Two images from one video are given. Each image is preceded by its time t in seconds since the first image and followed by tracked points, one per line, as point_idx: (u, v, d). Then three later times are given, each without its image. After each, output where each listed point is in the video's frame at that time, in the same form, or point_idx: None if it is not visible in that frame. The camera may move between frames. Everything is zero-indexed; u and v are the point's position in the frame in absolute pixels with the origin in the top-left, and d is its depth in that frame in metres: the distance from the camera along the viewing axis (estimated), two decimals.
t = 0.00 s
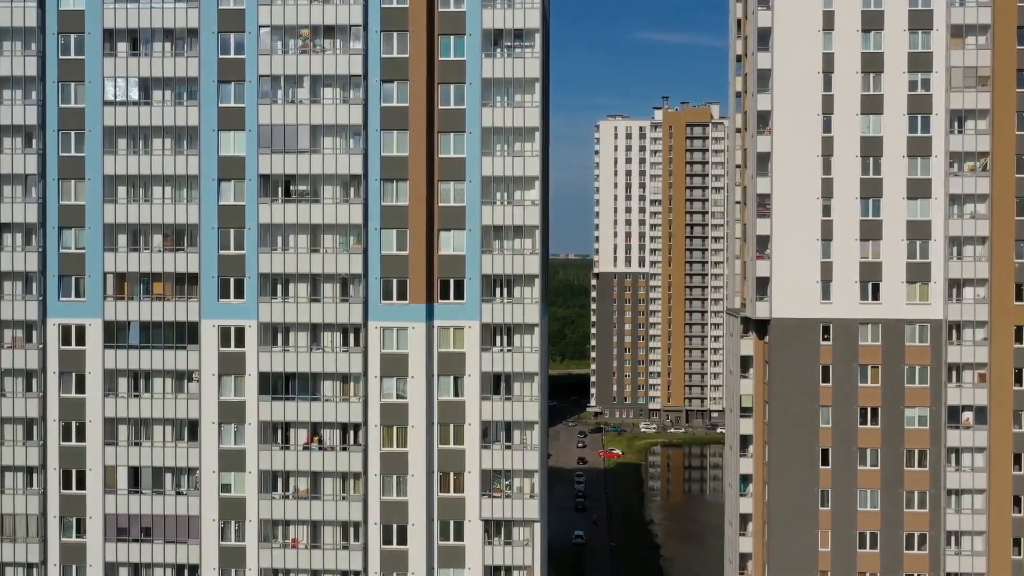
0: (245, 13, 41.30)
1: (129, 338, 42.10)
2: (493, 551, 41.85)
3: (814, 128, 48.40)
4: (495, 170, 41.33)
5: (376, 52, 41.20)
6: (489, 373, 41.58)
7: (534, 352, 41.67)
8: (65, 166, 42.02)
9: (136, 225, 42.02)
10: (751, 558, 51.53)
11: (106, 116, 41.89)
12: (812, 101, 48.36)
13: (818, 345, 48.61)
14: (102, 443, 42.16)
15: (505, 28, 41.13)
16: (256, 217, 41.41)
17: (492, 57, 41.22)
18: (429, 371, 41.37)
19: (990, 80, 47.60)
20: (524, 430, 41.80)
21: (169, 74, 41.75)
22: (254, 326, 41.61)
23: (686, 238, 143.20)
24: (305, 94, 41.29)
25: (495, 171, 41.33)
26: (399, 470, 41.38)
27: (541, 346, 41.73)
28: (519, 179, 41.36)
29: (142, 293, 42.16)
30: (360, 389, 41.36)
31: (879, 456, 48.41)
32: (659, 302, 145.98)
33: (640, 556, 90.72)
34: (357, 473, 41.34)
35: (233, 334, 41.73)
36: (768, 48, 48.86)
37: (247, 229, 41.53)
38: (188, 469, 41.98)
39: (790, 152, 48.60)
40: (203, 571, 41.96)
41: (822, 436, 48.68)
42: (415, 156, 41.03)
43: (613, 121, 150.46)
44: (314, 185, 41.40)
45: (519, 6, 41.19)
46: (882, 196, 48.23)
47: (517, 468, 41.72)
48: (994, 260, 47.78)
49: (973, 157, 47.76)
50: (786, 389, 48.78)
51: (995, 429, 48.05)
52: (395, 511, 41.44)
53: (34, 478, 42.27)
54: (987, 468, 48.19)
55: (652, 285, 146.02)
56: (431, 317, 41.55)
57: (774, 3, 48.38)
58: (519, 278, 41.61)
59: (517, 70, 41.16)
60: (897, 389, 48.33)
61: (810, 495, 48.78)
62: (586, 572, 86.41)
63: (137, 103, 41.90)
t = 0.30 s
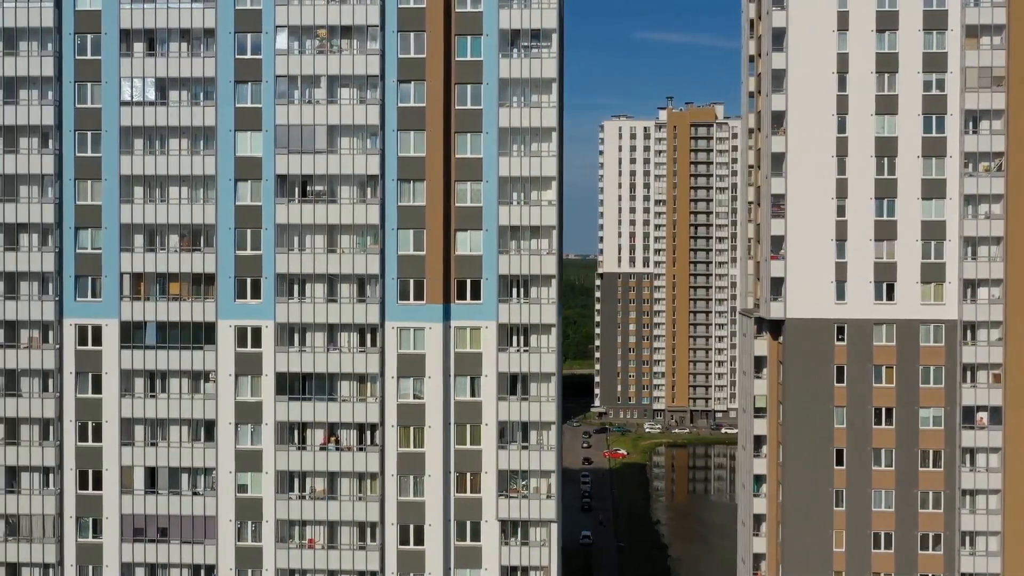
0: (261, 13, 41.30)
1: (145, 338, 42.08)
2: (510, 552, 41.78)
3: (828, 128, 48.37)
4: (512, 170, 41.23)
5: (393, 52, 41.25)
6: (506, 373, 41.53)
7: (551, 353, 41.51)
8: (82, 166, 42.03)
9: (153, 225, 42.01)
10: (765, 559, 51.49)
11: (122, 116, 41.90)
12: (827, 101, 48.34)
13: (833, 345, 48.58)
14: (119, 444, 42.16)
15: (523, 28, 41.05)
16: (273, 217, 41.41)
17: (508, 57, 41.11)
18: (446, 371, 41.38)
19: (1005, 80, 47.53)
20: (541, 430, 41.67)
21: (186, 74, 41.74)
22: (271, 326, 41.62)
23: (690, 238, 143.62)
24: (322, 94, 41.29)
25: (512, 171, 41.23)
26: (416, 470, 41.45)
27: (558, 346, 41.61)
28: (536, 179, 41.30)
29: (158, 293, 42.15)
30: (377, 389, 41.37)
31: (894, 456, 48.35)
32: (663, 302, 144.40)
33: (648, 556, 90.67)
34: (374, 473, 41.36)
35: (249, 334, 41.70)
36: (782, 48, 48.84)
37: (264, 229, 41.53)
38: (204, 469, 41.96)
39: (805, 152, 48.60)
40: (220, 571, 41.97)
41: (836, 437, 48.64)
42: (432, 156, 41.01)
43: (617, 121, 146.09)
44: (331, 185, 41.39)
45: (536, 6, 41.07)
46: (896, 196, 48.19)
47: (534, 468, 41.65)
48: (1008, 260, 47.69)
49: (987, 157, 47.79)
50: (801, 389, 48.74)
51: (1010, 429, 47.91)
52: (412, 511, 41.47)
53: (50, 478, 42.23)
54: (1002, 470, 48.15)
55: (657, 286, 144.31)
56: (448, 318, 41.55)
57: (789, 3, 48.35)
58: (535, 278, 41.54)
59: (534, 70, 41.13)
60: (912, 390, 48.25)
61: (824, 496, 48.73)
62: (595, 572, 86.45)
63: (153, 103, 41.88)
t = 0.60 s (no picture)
0: (278, 13, 41.30)
1: (162, 339, 42.05)
2: (527, 552, 41.80)
3: (843, 128, 48.33)
4: (529, 170, 41.23)
5: (410, 52, 41.27)
6: (522, 374, 41.50)
7: (568, 354, 41.43)
8: (99, 166, 42.04)
9: (169, 226, 41.98)
10: (779, 559, 51.41)
11: (139, 116, 41.87)
12: (841, 102, 48.29)
13: (848, 345, 48.52)
14: (135, 444, 42.16)
15: (539, 28, 41.04)
16: (290, 217, 41.42)
17: (525, 58, 41.10)
18: (462, 372, 41.37)
19: (1019, 80, 47.52)
20: (557, 430, 41.59)
21: (202, 74, 41.72)
22: (287, 326, 41.61)
23: (694, 239, 143.14)
24: (339, 95, 41.28)
25: (528, 172, 41.23)
26: (433, 471, 41.43)
27: (575, 346, 41.46)
28: (553, 180, 41.31)
29: (174, 293, 42.12)
30: (394, 389, 41.33)
31: (908, 457, 48.31)
32: (667, 303, 144.05)
33: (656, 556, 90.74)
34: (391, 474, 41.34)
35: (266, 335, 41.70)
36: (797, 48, 48.81)
37: (281, 229, 41.53)
38: (221, 470, 41.95)
39: (819, 152, 48.55)
40: (237, 571, 41.96)
41: (850, 438, 48.58)
42: (449, 156, 41.01)
43: (621, 121, 145.08)
44: (348, 185, 41.35)
45: (554, 6, 41.05)
46: (911, 196, 48.12)
47: (551, 469, 41.59)
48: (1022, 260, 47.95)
49: (1001, 158, 47.83)
50: (815, 390, 48.67)
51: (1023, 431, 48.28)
52: (429, 511, 41.46)
53: (66, 479, 42.24)
54: (1016, 470, 48.28)
55: (661, 286, 144.01)
56: (465, 318, 41.54)
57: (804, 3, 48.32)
58: (552, 279, 41.49)
59: (551, 71, 41.12)
60: (927, 390, 48.19)
61: (839, 497, 48.71)
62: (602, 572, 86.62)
63: (170, 104, 41.85)
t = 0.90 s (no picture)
0: (295, 14, 41.30)
1: (179, 339, 42.01)
2: (543, 553, 41.73)
3: (857, 129, 48.07)
4: (546, 171, 41.22)
5: (427, 53, 41.29)
6: (539, 375, 41.49)
7: (585, 354, 41.50)
8: (115, 167, 42.06)
9: (185, 226, 41.96)
10: (793, 559, 51.31)
11: (156, 117, 41.87)
12: (856, 102, 48.04)
13: (862, 345, 48.28)
14: (152, 445, 42.13)
15: (556, 29, 41.02)
16: (307, 218, 41.38)
17: (542, 58, 41.10)
18: (479, 372, 41.39)
19: None
20: (573, 431, 41.63)
21: (219, 75, 41.70)
22: (304, 327, 41.60)
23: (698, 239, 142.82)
24: (356, 95, 41.25)
25: (545, 173, 41.23)
26: (449, 472, 41.41)
27: (592, 347, 41.49)
28: (570, 180, 41.29)
29: (191, 293, 42.10)
30: (410, 390, 41.31)
31: (923, 458, 47.97)
32: (671, 303, 144.05)
33: (664, 556, 90.81)
34: (407, 475, 41.30)
35: (283, 335, 41.71)
36: (811, 49, 48.58)
37: (298, 229, 41.51)
38: (237, 471, 41.92)
39: (834, 152, 48.33)
40: (253, 572, 41.92)
41: (865, 438, 48.29)
42: (466, 156, 40.98)
43: (626, 121, 146.38)
44: (365, 186, 41.31)
45: (570, 7, 41.03)
46: (925, 196, 47.78)
47: (568, 470, 41.58)
48: None
49: (1016, 158, 47.36)
50: (830, 390, 48.43)
51: None
52: (446, 512, 41.45)
53: (83, 480, 42.23)
54: None
55: (665, 286, 144.03)
56: (481, 318, 41.53)
57: (818, 3, 48.12)
58: (569, 280, 41.51)
59: (568, 71, 41.10)
60: (941, 390, 47.87)
61: (853, 497, 48.45)
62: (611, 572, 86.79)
63: (187, 104, 41.84)
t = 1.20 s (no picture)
0: (312, 14, 41.30)
1: (195, 340, 42.01)
2: (559, 554, 41.70)
3: (872, 129, 47.82)
4: (563, 171, 41.18)
5: (444, 53, 41.27)
6: (556, 376, 41.46)
7: (602, 355, 41.39)
8: (131, 167, 42.06)
9: (201, 227, 41.94)
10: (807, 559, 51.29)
11: (172, 117, 41.82)
12: (870, 103, 47.77)
13: (876, 346, 48.07)
14: (168, 445, 42.12)
15: (573, 29, 41.00)
16: (323, 218, 41.35)
17: (559, 58, 41.07)
18: (496, 373, 41.37)
19: None
20: (589, 432, 41.59)
21: (235, 75, 41.70)
22: (321, 327, 41.57)
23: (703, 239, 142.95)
24: (372, 96, 41.23)
25: (562, 173, 41.19)
26: (466, 472, 41.37)
27: (609, 347, 41.38)
28: (586, 181, 41.24)
29: (206, 294, 42.08)
30: (427, 391, 41.30)
31: (937, 458, 47.71)
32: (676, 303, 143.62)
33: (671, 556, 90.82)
34: (424, 475, 41.30)
35: (299, 336, 41.69)
36: (825, 49, 48.34)
37: (314, 230, 41.48)
38: (253, 471, 41.93)
39: (848, 153, 48.04)
40: (270, 573, 41.90)
41: (879, 439, 48.02)
42: (483, 157, 40.97)
43: (629, 122, 144.41)
44: (382, 186, 41.29)
45: (587, 7, 41.03)
46: (940, 197, 47.53)
47: (585, 471, 41.52)
48: None
49: None
50: (843, 391, 48.23)
51: None
52: (462, 513, 41.43)
53: (99, 480, 42.26)
54: None
55: (669, 287, 143.22)
56: (498, 319, 41.55)
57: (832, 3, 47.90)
58: (586, 280, 41.48)
59: (586, 71, 41.12)
60: (955, 392, 47.56)
61: (867, 498, 48.17)
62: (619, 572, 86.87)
63: (203, 105, 41.82)
